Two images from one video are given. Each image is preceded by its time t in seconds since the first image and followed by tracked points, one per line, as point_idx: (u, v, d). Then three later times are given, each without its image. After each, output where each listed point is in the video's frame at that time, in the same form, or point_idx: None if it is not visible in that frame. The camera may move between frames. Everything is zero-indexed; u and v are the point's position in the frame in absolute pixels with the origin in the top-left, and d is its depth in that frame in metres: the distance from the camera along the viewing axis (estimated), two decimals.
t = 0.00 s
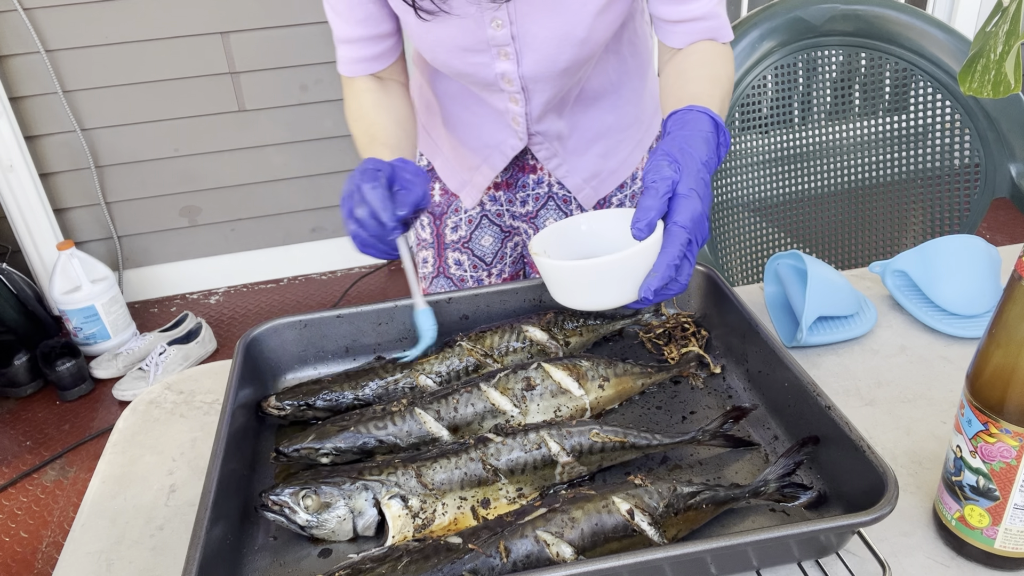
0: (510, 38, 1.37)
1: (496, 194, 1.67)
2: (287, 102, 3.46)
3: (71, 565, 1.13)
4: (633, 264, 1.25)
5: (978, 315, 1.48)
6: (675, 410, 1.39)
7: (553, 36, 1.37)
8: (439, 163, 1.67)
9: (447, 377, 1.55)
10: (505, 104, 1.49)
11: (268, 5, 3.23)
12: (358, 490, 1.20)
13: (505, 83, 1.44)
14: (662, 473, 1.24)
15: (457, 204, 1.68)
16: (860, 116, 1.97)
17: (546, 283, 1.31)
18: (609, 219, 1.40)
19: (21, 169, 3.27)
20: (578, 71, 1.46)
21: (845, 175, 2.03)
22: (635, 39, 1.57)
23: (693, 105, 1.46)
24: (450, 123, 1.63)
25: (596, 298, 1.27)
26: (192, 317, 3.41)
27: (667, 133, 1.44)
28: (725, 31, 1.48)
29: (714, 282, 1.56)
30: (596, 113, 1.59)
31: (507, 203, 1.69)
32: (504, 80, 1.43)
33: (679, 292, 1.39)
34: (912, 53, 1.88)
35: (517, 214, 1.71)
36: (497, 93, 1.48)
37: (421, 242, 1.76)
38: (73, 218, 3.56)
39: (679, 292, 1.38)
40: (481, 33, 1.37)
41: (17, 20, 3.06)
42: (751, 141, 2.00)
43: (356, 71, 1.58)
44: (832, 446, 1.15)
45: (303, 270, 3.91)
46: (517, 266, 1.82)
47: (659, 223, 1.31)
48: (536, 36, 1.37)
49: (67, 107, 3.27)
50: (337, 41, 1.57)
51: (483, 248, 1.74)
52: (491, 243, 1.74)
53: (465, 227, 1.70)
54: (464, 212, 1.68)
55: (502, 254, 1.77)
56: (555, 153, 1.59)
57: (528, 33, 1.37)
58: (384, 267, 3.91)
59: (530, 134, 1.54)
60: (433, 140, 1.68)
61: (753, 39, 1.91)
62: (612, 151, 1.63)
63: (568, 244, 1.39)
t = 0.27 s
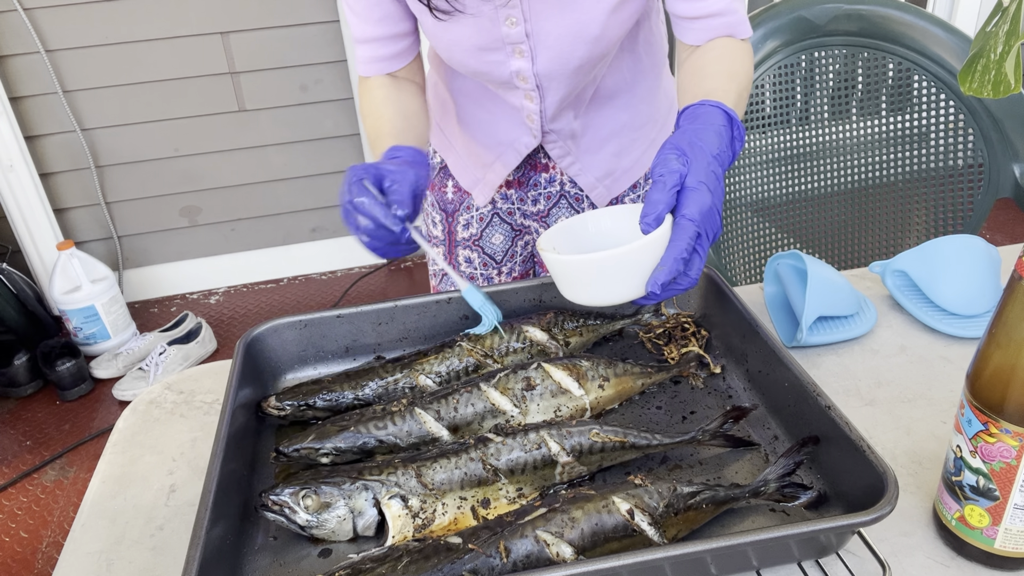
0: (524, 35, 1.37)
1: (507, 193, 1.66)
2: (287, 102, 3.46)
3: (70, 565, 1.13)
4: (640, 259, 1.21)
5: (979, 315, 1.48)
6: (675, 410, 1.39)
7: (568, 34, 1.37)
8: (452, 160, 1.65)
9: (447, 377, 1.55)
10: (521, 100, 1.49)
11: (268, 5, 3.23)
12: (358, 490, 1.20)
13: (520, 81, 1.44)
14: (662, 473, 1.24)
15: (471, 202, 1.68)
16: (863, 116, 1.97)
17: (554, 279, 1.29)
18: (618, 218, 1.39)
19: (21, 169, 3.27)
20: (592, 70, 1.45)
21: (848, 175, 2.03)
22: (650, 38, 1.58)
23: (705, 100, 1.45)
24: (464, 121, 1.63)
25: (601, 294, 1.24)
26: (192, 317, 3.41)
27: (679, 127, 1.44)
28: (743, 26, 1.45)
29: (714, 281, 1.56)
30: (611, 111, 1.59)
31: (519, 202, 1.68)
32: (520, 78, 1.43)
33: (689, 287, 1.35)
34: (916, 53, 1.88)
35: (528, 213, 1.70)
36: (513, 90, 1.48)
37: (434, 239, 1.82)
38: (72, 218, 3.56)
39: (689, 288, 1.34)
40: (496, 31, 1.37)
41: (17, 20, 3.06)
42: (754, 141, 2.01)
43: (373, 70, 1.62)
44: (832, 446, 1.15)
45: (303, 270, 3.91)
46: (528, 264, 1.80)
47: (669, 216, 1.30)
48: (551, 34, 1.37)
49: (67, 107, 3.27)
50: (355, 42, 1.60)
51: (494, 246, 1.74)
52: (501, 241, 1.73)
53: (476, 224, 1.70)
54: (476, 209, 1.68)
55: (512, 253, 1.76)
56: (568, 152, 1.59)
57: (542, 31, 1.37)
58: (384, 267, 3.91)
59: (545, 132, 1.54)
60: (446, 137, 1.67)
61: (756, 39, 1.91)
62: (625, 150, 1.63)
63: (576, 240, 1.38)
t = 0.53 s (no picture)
0: (529, 36, 1.37)
1: (507, 193, 1.66)
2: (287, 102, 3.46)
3: (71, 565, 1.13)
4: (635, 259, 1.22)
5: (979, 315, 1.48)
6: (675, 410, 1.39)
7: (572, 34, 1.37)
8: (453, 161, 1.66)
9: (447, 377, 1.55)
10: (524, 101, 1.49)
11: (268, 5, 3.23)
12: (358, 490, 1.20)
13: (524, 81, 1.44)
14: (662, 473, 1.24)
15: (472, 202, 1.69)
16: (863, 116, 1.98)
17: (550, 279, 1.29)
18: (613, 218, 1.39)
19: (21, 169, 3.27)
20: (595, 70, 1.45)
21: (848, 175, 2.04)
22: (649, 38, 1.59)
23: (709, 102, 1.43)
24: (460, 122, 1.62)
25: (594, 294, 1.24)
26: (192, 317, 3.41)
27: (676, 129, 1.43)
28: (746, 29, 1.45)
29: (713, 281, 1.57)
30: (611, 111, 1.59)
31: (518, 202, 1.68)
32: (523, 79, 1.43)
33: (682, 289, 1.32)
34: (916, 53, 1.88)
35: (527, 213, 1.70)
36: (517, 92, 1.48)
37: (433, 238, 1.82)
38: (73, 218, 3.56)
39: (682, 289, 1.32)
40: (501, 31, 1.37)
41: (17, 20, 3.06)
42: (754, 141, 2.00)
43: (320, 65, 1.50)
44: (832, 446, 1.15)
45: (304, 270, 3.91)
46: (528, 265, 1.80)
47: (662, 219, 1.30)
48: (555, 33, 1.37)
49: (67, 107, 3.27)
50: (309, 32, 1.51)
51: (493, 246, 1.74)
52: (500, 241, 1.74)
53: (476, 224, 1.71)
54: (475, 209, 1.69)
55: (511, 252, 1.76)
56: (569, 152, 1.59)
57: (546, 31, 1.37)
58: (384, 267, 3.91)
59: (547, 132, 1.54)
60: (446, 138, 1.67)
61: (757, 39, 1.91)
62: (625, 150, 1.63)
63: (572, 242, 1.38)
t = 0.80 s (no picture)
0: (530, 40, 1.37)
1: (505, 194, 1.67)
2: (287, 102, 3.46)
3: (71, 565, 1.13)
4: (643, 261, 1.22)
5: (979, 315, 1.48)
6: (675, 410, 1.39)
7: (573, 38, 1.37)
8: (453, 162, 1.66)
9: (447, 377, 1.55)
10: (524, 104, 1.49)
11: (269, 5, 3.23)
12: (358, 490, 1.20)
13: (524, 85, 1.44)
14: (662, 473, 1.24)
15: (470, 202, 1.68)
16: (863, 116, 1.98)
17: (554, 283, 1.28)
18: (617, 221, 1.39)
19: (21, 169, 3.27)
20: (595, 73, 1.45)
21: (847, 176, 2.03)
22: (647, 40, 1.59)
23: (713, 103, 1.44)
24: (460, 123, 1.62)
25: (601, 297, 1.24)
26: (192, 317, 3.41)
27: (684, 129, 1.44)
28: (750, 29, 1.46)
29: (714, 281, 1.56)
30: (610, 113, 1.59)
31: (516, 203, 1.69)
32: (524, 82, 1.43)
33: (690, 289, 1.36)
34: (916, 53, 1.87)
35: (525, 214, 1.71)
36: (517, 94, 1.48)
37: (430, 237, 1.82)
38: (73, 218, 3.56)
39: (691, 290, 1.36)
40: (501, 35, 1.37)
41: (17, 20, 3.06)
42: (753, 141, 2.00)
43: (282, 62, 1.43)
44: (832, 446, 1.15)
45: (304, 270, 3.91)
46: (525, 264, 1.81)
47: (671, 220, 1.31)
48: (556, 37, 1.37)
49: (67, 107, 3.27)
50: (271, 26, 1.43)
51: (491, 245, 1.74)
52: (498, 241, 1.74)
53: (473, 224, 1.71)
54: (473, 210, 1.69)
55: (509, 252, 1.77)
56: (567, 154, 1.59)
57: (547, 35, 1.37)
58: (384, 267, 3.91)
59: (546, 135, 1.54)
60: (445, 141, 1.67)
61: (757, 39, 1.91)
62: (623, 151, 1.63)
63: (578, 245, 1.38)
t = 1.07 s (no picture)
0: (527, 40, 1.36)
1: (501, 196, 1.68)
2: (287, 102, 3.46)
3: (71, 565, 1.13)
4: (647, 265, 1.21)
5: (979, 315, 1.48)
6: (675, 410, 1.39)
7: (570, 39, 1.36)
8: (450, 165, 1.66)
9: (447, 377, 1.55)
10: (519, 106, 1.48)
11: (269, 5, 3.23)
12: (358, 490, 1.20)
13: (520, 86, 1.43)
14: (662, 473, 1.24)
15: (466, 205, 1.68)
16: (863, 116, 1.98)
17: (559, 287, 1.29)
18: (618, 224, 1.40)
19: (21, 169, 3.27)
20: (591, 74, 1.45)
21: (847, 175, 2.04)
22: (640, 41, 1.59)
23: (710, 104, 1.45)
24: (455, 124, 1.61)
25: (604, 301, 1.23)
26: (192, 317, 3.41)
27: (684, 133, 1.44)
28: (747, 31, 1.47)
29: (714, 282, 1.56)
30: (605, 115, 1.59)
31: (512, 204, 1.70)
32: (520, 83, 1.42)
33: (694, 294, 1.36)
34: (916, 52, 1.87)
35: (522, 215, 1.72)
36: (512, 95, 1.47)
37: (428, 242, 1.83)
38: (73, 218, 3.56)
39: (694, 294, 1.35)
40: (499, 35, 1.36)
41: (17, 20, 3.06)
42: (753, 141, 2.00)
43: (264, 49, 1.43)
44: (832, 447, 1.15)
45: (304, 270, 3.91)
46: (523, 266, 1.84)
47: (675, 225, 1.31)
48: (554, 37, 1.36)
49: (67, 107, 3.27)
50: (256, 11, 1.43)
51: (488, 248, 1.76)
52: (495, 243, 1.76)
53: (470, 228, 1.72)
54: (469, 213, 1.69)
55: (506, 254, 1.79)
56: (563, 156, 1.59)
57: (545, 35, 1.36)
58: (384, 267, 3.91)
59: (542, 137, 1.54)
60: (440, 143, 1.67)
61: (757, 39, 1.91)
62: (619, 152, 1.63)
63: (579, 249, 1.38)
